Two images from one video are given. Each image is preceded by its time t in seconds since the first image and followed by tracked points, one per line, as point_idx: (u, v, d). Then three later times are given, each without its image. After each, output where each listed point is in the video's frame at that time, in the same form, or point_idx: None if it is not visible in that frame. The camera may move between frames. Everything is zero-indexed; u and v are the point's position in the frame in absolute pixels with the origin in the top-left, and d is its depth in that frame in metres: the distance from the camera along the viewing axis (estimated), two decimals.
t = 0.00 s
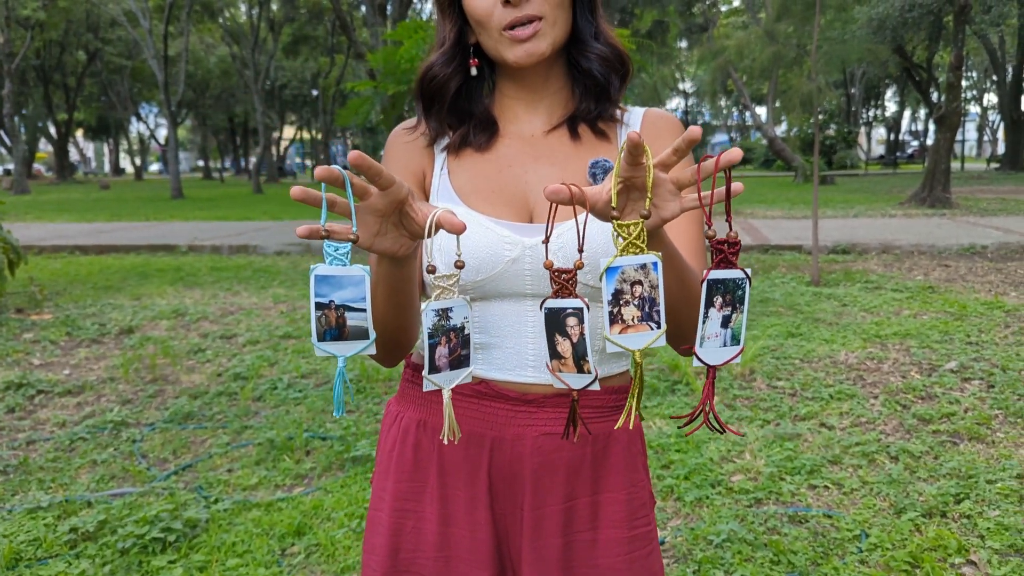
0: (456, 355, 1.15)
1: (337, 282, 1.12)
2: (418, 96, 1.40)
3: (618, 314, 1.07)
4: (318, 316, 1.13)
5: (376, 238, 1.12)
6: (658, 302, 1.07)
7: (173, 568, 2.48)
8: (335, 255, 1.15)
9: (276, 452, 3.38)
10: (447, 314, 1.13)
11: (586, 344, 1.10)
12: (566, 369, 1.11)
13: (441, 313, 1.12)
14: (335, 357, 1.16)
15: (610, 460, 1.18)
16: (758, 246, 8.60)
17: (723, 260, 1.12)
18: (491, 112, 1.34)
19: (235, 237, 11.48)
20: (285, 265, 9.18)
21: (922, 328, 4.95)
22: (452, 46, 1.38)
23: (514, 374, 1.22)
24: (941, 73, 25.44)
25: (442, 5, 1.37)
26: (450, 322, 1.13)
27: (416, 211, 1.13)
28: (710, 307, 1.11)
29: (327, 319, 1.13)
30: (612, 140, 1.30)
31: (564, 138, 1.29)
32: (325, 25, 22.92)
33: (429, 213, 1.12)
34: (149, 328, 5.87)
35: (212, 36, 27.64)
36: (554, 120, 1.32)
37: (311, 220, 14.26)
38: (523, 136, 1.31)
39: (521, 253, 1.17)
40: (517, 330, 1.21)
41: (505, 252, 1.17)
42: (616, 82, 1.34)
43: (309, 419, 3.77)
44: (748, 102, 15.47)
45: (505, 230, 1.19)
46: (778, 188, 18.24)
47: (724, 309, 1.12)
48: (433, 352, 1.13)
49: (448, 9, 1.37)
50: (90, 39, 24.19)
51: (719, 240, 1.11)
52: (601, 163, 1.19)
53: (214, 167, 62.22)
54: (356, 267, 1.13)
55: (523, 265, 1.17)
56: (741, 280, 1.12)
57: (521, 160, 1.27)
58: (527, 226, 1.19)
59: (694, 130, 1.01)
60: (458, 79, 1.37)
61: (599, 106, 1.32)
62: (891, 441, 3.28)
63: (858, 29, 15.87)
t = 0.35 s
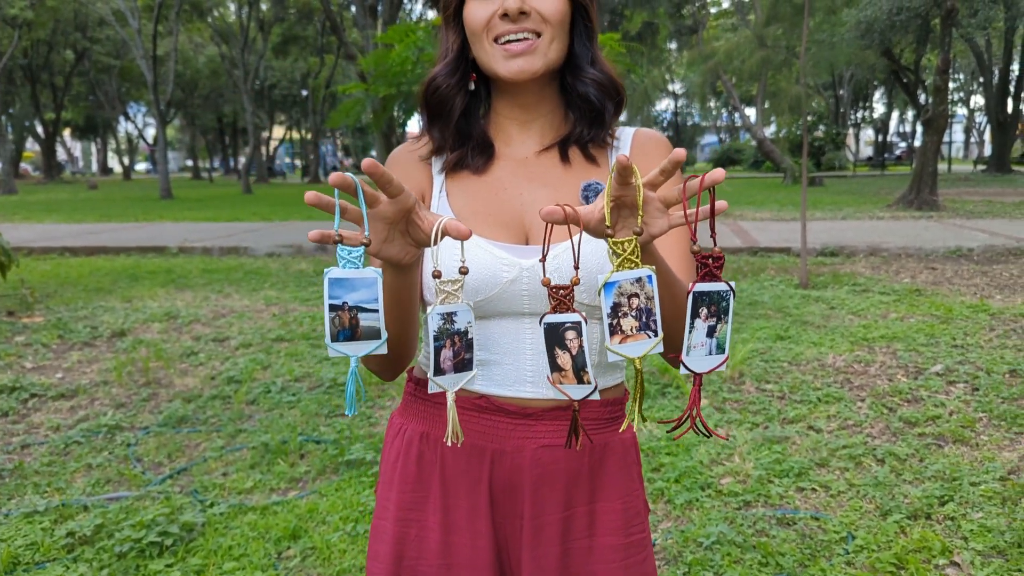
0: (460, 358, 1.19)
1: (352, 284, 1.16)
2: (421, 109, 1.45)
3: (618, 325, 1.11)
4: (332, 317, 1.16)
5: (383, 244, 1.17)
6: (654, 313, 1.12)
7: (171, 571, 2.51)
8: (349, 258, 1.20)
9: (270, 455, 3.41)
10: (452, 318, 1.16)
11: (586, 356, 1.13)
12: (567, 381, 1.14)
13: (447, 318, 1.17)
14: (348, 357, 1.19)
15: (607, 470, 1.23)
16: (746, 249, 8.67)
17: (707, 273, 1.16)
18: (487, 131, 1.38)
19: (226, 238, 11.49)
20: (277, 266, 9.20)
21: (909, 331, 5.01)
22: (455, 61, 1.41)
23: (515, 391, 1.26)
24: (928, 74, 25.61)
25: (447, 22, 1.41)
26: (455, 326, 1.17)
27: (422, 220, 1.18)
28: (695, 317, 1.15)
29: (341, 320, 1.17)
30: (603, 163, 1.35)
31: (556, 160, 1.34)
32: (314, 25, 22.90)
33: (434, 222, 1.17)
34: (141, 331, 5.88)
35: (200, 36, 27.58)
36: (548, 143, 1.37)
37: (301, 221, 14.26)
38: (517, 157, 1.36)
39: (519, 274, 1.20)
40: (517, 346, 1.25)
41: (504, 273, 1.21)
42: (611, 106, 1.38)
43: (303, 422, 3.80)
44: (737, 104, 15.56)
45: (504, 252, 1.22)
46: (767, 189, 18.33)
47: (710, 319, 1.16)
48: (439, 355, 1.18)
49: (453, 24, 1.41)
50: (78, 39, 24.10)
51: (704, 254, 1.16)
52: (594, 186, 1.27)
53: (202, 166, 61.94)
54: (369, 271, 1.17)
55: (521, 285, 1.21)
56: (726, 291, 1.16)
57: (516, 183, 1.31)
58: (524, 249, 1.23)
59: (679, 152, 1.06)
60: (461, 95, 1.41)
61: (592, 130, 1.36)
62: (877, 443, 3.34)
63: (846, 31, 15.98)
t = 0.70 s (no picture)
0: (460, 384, 1.23)
1: (366, 321, 1.19)
2: (417, 140, 1.48)
3: (592, 364, 1.16)
4: (348, 351, 1.20)
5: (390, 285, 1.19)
6: (628, 355, 1.16)
7: None
8: (363, 298, 1.23)
9: (264, 466, 3.43)
10: (454, 350, 1.20)
11: (570, 394, 1.18)
12: (551, 413, 1.19)
13: (449, 348, 1.20)
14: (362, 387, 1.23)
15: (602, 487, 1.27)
16: (735, 255, 8.74)
17: (682, 317, 1.20)
18: (480, 164, 1.42)
19: (215, 245, 11.50)
20: (267, 274, 9.21)
21: (895, 339, 5.08)
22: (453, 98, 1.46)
23: (511, 416, 1.30)
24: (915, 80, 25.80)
25: (441, 56, 1.45)
26: (457, 356, 1.21)
27: (426, 259, 1.21)
28: (669, 357, 1.19)
29: (357, 354, 1.20)
30: (590, 196, 1.39)
31: (544, 193, 1.38)
32: (303, 30, 22.93)
33: (439, 260, 1.20)
34: (133, 340, 5.89)
35: (189, 40, 27.58)
36: (537, 174, 1.41)
37: (291, 227, 14.28)
38: (508, 189, 1.39)
39: (511, 304, 1.25)
40: (510, 374, 1.29)
41: (496, 304, 1.25)
42: (600, 144, 1.42)
43: (296, 432, 3.82)
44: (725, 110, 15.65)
45: (496, 282, 1.27)
46: (755, 195, 18.44)
47: (683, 359, 1.20)
48: (441, 383, 1.21)
49: (449, 58, 1.45)
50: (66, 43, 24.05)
51: (681, 300, 1.20)
52: (582, 218, 1.31)
53: (190, 171, 61.88)
54: (381, 309, 1.20)
55: (514, 316, 1.26)
56: (699, 334, 1.20)
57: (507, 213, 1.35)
58: (516, 278, 1.27)
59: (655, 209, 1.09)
60: (454, 127, 1.45)
61: (579, 164, 1.40)
62: (864, 452, 3.39)
63: (833, 38, 16.14)
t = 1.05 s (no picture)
0: (462, 461, 1.24)
1: (359, 408, 1.18)
2: (411, 181, 1.50)
3: (593, 443, 1.18)
4: (341, 439, 1.18)
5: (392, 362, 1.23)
6: (628, 434, 1.19)
7: None
8: (358, 383, 1.20)
9: (258, 482, 3.44)
10: (453, 426, 1.22)
11: (568, 471, 1.20)
12: (549, 490, 1.21)
13: (449, 424, 1.21)
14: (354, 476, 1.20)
15: (598, 507, 1.32)
16: (726, 265, 8.80)
17: (678, 397, 1.23)
18: (474, 203, 1.44)
19: (208, 254, 11.49)
20: (259, 284, 9.21)
21: (885, 350, 5.12)
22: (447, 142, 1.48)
23: (504, 449, 1.32)
24: (904, 88, 25.99)
25: (436, 100, 1.47)
26: (457, 432, 1.22)
27: (426, 332, 1.23)
28: (671, 439, 1.21)
29: (350, 441, 1.19)
30: (582, 237, 1.41)
31: (537, 232, 1.39)
32: (295, 37, 22.99)
33: (439, 335, 1.22)
34: (125, 352, 5.88)
35: (181, 47, 27.61)
36: (529, 214, 1.42)
37: (283, 235, 14.30)
38: (501, 228, 1.41)
39: (506, 341, 1.28)
40: (506, 411, 1.31)
41: (491, 340, 1.28)
42: (589, 189, 1.44)
43: (290, 447, 3.83)
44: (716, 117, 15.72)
45: (489, 320, 1.30)
46: (746, 202, 18.56)
47: (685, 439, 1.22)
48: (443, 460, 1.21)
49: (443, 103, 1.48)
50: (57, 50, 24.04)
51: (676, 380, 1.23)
52: (574, 256, 1.33)
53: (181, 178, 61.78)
54: (376, 395, 1.18)
55: (508, 353, 1.29)
56: (697, 412, 1.22)
57: (500, 252, 1.37)
58: (510, 315, 1.31)
59: (640, 296, 1.14)
60: (450, 168, 1.46)
61: (572, 206, 1.42)
62: (854, 465, 3.41)
63: (823, 47, 16.30)
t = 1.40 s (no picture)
0: (460, 508, 1.23)
1: (373, 463, 1.20)
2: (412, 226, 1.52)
3: (584, 486, 1.18)
4: (354, 493, 1.20)
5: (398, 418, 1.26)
6: (619, 479, 1.19)
7: None
8: (370, 439, 1.23)
9: (255, 505, 3.43)
10: (453, 474, 1.21)
11: (559, 512, 1.20)
12: (541, 530, 1.21)
13: (448, 473, 1.21)
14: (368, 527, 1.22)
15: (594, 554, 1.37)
16: (724, 280, 8.80)
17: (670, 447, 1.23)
18: (474, 248, 1.48)
19: (205, 268, 11.48)
20: (257, 298, 9.20)
21: (883, 369, 5.11)
22: (447, 187, 1.50)
23: (505, 497, 1.38)
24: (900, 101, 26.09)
25: (436, 148, 1.50)
26: (455, 481, 1.22)
27: (427, 382, 1.25)
28: (655, 485, 1.21)
29: (363, 495, 1.20)
30: (581, 281, 1.44)
31: (537, 278, 1.43)
32: (294, 50, 23.07)
33: (439, 384, 1.24)
34: (123, 369, 5.86)
35: (180, 59, 27.67)
36: (528, 261, 1.46)
37: (281, 248, 14.31)
38: (500, 275, 1.44)
39: (505, 388, 1.32)
40: (505, 455, 1.36)
41: (491, 388, 1.32)
42: (589, 239, 1.47)
43: (287, 468, 3.82)
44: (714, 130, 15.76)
45: (489, 366, 1.34)
46: (743, 216, 18.61)
47: (671, 486, 1.21)
48: (441, 508, 1.21)
49: (444, 152, 1.50)
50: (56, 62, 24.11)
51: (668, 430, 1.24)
52: (573, 303, 1.36)
53: (179, 189, 61.83)
54: (388, 449, 1.20)
55: (508, 400, 1.33)
56: (688, 462, 1.22)
57: (500, 297, 1.41)
58: (511, 362, 1.35)
59: (640, 341, 1.15)
60: (450, 215, 1.49)
61: (573, 255, 1.45)
62: (853, 489, 3.40)
63: (820, 62, 16.41)
